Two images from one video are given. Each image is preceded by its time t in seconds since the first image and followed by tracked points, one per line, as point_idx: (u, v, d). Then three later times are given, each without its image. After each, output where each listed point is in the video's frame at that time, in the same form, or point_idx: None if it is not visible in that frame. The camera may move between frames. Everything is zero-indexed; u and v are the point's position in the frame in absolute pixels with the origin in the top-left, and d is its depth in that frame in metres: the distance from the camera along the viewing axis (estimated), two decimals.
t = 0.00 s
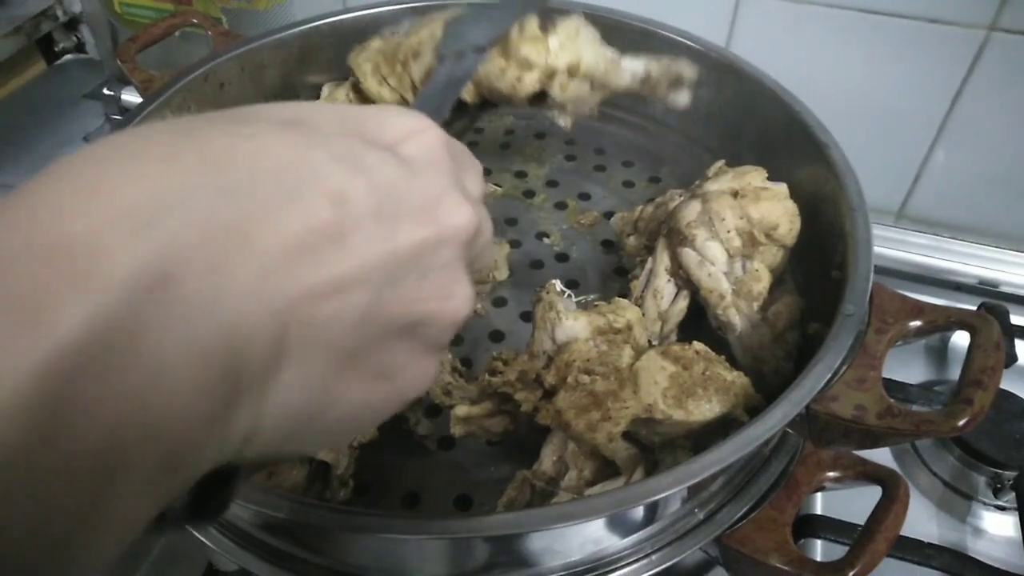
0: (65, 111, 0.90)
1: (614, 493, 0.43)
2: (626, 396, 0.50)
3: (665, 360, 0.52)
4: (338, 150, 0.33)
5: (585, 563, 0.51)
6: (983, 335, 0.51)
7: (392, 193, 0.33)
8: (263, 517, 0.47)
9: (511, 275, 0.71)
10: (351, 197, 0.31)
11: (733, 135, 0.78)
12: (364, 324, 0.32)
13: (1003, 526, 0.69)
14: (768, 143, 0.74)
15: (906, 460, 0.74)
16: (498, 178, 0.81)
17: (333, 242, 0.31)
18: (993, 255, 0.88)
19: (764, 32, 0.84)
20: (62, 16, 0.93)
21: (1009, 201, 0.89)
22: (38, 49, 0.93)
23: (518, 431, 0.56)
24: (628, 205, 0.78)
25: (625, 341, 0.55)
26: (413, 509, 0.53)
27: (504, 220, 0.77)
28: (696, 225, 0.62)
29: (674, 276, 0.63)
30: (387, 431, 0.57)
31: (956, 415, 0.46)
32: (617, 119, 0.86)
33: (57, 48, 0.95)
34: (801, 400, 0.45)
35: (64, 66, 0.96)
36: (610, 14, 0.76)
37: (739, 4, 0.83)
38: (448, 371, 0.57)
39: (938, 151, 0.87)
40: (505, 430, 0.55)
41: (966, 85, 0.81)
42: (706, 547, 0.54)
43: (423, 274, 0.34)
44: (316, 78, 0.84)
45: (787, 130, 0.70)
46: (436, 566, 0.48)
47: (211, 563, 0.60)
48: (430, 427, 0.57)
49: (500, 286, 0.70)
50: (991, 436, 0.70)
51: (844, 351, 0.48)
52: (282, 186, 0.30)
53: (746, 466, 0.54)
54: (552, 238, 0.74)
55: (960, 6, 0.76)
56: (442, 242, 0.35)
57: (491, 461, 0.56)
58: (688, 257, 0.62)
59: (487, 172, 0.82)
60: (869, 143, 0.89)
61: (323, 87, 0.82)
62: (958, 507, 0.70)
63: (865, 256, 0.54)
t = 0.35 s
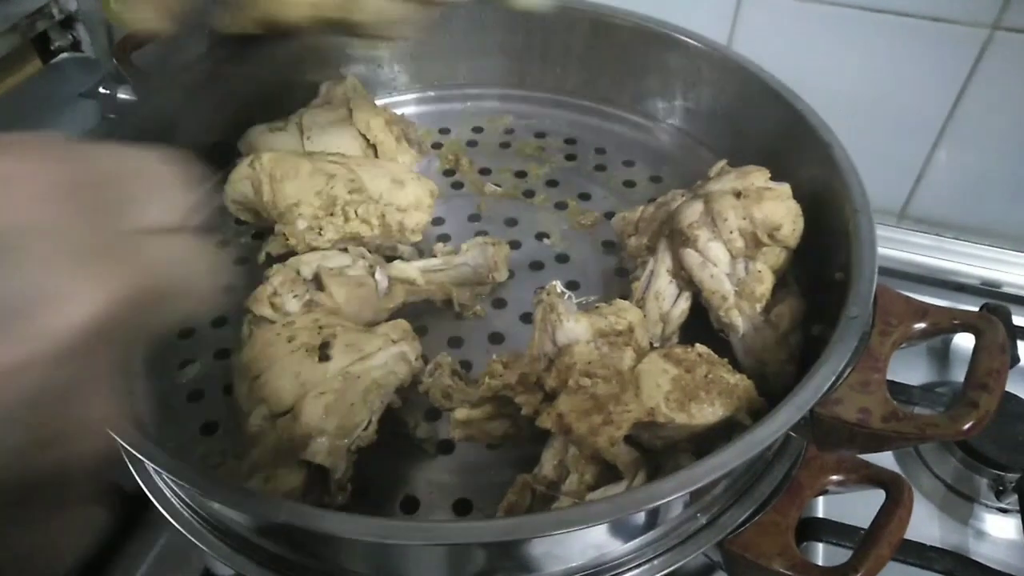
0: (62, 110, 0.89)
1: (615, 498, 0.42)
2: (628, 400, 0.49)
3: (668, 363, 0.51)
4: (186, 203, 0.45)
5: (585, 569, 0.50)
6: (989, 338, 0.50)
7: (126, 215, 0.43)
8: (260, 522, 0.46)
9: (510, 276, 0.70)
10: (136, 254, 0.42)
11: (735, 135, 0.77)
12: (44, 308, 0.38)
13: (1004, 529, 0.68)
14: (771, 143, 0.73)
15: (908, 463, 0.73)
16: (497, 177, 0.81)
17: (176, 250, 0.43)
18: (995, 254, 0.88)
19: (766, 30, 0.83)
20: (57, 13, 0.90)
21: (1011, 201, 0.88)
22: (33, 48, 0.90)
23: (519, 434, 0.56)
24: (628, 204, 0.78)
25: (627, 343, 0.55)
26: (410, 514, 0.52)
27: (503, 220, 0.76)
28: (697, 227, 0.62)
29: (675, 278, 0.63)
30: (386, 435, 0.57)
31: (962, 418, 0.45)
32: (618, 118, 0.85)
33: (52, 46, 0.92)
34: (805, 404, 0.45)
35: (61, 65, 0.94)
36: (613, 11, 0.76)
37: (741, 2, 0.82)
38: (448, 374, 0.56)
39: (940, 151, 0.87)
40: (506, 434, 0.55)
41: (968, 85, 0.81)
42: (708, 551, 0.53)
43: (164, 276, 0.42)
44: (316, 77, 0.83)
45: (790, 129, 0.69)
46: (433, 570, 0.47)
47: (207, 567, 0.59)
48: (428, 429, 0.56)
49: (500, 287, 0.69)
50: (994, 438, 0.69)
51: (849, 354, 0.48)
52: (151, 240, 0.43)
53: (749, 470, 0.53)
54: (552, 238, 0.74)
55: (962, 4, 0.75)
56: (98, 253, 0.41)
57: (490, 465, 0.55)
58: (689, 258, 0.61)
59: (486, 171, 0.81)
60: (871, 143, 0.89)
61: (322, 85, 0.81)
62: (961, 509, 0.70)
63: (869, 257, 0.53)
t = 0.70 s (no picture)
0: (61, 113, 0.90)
1: (620, 503, 0.42)
2: (632, 404, 0.49)
3: (671, 367, 0.51)
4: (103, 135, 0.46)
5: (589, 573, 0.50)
6: (994, 342, 0.50)
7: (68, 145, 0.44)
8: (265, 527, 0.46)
9: (512, 279, 0.70)
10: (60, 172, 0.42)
11: (737, 138, 0.77)
12: None
13: (1007, 531, 0.69)
14: (773, 146, 0.73)
15: (910, 465, 0.73)
16: (499, 181, 0.81)
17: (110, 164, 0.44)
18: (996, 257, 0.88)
19: (766, 33, 0.83)
20: (59, 16, 0.90)
21: (1011, 203, 0.88)
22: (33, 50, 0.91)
23: (521, 439, 0.55)
24: (630, 207, 0.77)
25: (630, 346, 0.55)
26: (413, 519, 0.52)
27: (505, 223, 0.76)
28: (700, 230, 0.62)
29: (678, 281, 0.62)
30: (388, 439, 0.57)
31: (967, 423, 0.45)
32: (618, 122, 0.85)
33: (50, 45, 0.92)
34: (809, 408, 0.45)
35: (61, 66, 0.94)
36: (615, 16, 0.77)
37: (741, 5, 0.82)
38: (451, 378, 0.56)
39: (939, 154, 0.87)
40: (509, 438, 0.55)
41: (968, 88, 0.81)
42: (711, 555, 0.53)
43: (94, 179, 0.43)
44: (317, 80, 0.83)
45: (792, 133, 0.69)
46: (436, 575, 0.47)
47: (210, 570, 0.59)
48: (431, 434, 0.56)
49: (502, 291, 0.69)
50: (997, 440, 0.69)
51: (853, 357, 0.48)
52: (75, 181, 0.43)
53: (752, 474, 0.53)
54: (554, 241, 0.74)
55: (963, 8, 0.75)
56: None
57: (493, 469, 0.55)
58: (691, 261, 0.61)
59: (487, 175, 0.81)
60: (871, 146, 0.89)
61: (324, 89, 0.81)
62: (963, 512, 0.70)
63: (872, 260, 0.53)
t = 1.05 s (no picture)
0: (60, 113, 0.88)
1: (627, 513, 0.41)
2: (638, 410, 0.48)
3: (677, 372, 0.50)
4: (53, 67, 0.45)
5: None
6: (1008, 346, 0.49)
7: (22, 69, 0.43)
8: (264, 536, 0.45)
9: (515, 281, 0.69)
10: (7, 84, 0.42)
11: (742, 138, 0.76)
12: None
13: (1015, 537, 0.67)
14: (779, 146, 0.72)
15: (918, 470, 0.72)
16: (501, 182, 0.80)
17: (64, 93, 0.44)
18: (1003, 259, 0.87)
19: (771, 32, 0.82)
20: (58, 17, 0.90)
21: (1020, 205, 0.87)
22: (32, 50, 0.90)
23: (525, 445, 0.54)
24: (635, 209, 0.76)
25: (636, 350, 0.54)
26: (414, 526, 0.51)
27: (507, 225, 0.75)
28: (706, 231, 0.61)
29: (683, 284, 0.61)
30: (389, 445, 0.56)
31: (981, 430, 0.44)
32: (621, 122, 0.84)
33: (53, 49, 0.92)
34: (820, 414, 0.44)
35: (61, 68, 0.93)
36: (619, 15, 0.76)
37: (746, 4, 0.81)
38: (453, 383, 0.55)
39: (946, 154, 0.86)
40: (512, 444, 0.54)
41: (975, 87, 0.80)
42: (718, 563, 0.52)
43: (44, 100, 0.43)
44: (317, 80, 0.82)
45: (799, 133, 0.68)
46: None
47: None
48: (433, 439, 0.55)
49: (504, 293, 0.68)
50: (1006, 445, 0.68)
51: (864, 362, 0.47)
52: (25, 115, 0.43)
53: (760, 481, 0.53)
54: (557, 243, 0.73)
55: (972, 6, 0.74)
56: None
57: (496, 476, 0.54)
58: (698, 263, 0.60)
59: (490, 175, 0.80)
60: (878, 147, 0.88)
61: (324, 88, 0.80)
62: (971, 517, 0.68)
63: (882, 262, 0.52)
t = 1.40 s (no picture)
0: (35, 111, 0.85)
1: (626, 531, 0.39)
2: (635, 419, 0.46)
3: (676, 378, 0.48)
4: None
5: None
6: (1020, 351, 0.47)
7: None
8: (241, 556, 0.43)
9: (505, 283, 0.67)
10: None
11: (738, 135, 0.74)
12: None
13: (1016, 541, 0.65)
14: (777, 144, 0.70)
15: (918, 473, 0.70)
16: (490, 181, 0.77)
17: None
18: (1001, 258, 0.85)
19: (767, 27, 0.80)
20: (33, 13, 0.87)
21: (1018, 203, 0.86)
22: (8, 47, 0.87)
23: (517, 455, 0.52)
24: (628, 209, 0.74)
25: (632, 356, 0.52)
26: (402, 542, 0.49)
27: (497, 225, 0.72)
28: (704, 232, 0.59)
29: (680, 286, 0.59)
30: (374, 456, 0.53)
31: (995, 439, 0.42)
32: (614, 119, 0.82)
33: (29, 47, 0.89)
34: (827, 424, 0.42)
35: (36, 66, 0.89)
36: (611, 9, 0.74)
37: None
38: (442, 392, 0.52)
39: (943, 153, 0.84)
40: (503, 454, 0.51)
41: (974, 84, 0.78)
42: None
43: None
44: (299, 76, 0.79)
45: (797, 130, 0.66)
46: None
47: None
48: (420, 449, 0.52)
49: (495, 295, 0.66)
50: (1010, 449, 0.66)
51: (871, 368, 0.45)
52: None
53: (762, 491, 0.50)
54: (549, 244, 0.70)
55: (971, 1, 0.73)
56: None
57: (487, 488, 0.52)
58: (695, 265, 0.58)
59: (479, 174, 0.78)
60: (875, 145, 0.86)
61: (307, 85, 0.77)
62: (972, 522, 0.67)
63: (887, 263, 0.50)
